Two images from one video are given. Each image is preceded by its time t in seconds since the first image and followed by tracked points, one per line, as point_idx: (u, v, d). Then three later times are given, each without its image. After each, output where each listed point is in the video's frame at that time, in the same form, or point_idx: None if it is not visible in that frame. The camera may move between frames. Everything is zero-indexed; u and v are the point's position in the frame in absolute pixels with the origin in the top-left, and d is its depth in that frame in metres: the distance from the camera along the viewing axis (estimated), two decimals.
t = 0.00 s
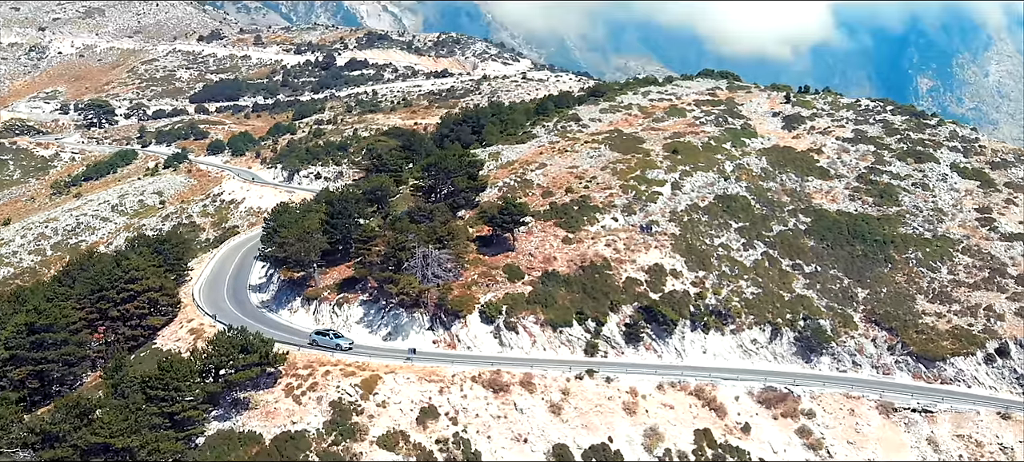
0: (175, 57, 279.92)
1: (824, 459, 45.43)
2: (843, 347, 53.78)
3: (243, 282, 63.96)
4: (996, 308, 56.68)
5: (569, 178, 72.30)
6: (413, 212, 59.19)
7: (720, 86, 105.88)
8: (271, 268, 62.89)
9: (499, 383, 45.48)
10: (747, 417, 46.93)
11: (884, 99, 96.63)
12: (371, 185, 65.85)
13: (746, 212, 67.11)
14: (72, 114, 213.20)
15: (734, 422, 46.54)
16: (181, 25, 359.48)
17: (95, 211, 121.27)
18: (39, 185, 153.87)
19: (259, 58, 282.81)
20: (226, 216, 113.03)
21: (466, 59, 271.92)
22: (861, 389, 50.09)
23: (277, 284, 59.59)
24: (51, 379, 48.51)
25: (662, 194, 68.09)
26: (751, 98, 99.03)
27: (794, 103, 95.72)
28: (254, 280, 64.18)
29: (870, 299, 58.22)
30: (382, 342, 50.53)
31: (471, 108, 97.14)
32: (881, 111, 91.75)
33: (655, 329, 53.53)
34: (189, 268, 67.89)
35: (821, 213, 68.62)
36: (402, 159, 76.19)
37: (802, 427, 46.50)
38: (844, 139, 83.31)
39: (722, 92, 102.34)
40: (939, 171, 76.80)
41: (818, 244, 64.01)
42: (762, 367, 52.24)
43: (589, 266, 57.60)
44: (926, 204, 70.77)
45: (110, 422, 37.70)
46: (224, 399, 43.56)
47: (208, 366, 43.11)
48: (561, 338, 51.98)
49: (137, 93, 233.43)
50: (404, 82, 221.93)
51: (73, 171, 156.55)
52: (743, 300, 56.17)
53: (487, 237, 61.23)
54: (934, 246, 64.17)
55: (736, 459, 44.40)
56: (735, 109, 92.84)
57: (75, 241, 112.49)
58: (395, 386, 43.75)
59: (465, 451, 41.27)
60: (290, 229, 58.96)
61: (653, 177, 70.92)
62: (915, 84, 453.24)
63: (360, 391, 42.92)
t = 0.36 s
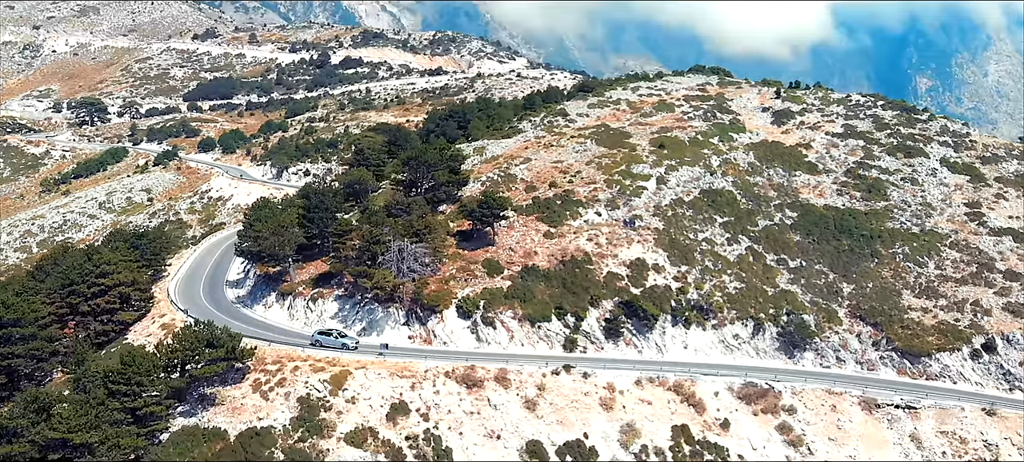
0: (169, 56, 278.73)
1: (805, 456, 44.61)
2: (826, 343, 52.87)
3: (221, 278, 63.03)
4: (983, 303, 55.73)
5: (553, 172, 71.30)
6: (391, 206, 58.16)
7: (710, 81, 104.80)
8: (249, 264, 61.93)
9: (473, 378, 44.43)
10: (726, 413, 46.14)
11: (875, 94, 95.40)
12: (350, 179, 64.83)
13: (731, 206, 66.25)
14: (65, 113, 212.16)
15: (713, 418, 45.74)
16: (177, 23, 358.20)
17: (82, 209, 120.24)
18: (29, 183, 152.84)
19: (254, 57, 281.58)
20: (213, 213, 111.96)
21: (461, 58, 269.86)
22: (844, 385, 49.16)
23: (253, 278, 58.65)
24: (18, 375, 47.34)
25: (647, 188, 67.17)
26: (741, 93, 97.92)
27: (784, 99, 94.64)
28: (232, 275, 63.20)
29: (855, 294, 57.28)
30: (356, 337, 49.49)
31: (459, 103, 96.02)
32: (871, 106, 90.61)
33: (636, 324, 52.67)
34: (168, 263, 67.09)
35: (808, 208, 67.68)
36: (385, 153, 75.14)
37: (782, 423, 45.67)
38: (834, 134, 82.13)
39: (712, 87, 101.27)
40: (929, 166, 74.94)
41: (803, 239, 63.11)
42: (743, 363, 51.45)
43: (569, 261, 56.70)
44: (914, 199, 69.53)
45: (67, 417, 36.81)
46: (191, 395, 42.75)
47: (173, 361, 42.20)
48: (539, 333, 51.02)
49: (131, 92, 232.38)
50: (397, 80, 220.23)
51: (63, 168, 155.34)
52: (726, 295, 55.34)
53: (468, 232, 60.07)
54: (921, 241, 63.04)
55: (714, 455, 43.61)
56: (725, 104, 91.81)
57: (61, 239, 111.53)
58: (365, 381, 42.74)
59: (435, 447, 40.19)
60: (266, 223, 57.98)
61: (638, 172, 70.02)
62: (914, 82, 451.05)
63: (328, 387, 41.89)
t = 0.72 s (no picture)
0: (164, 54, 277.38)
1: (784, 453, 43.76)
2: (810, 338, 51.88)
3: (198, 274, 61.92)
4: (969, 298, 54.72)
5: (537, 167, 70.18)
6: (367, 199, 57.06)
7: (701, 77, 103.60)
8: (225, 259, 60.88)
9: (445, 374, 43.23)
10: (705, 409, 45.27)
11: (866, 89, 94.14)
12: (329, 172, 63.82)
13: (716, 201, 65.34)
14: (58, 111, 210.87)
15: (690, 414, 44.90)
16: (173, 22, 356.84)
17: (69, 206, 119.05)
18: (18, 180, 151.63)
19: (249, 55, 280.34)
20: (200, 210, 110.81)
21: (456, 56, 267.97)
22: (827, 381, 48.15)
23: (228, 273, 57.65)
24: None
25: (631, 183, 66.21)
26: (731, 88, 96.70)
27: (774, 94, 93.46)
28: (209, 271, 62.11)
29: (840, 289, 56.26)
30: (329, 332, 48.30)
31: (446, 97, 94.78)
32: (862, 100, 89.36)
33: (615, 319, 51.75)
34: (146, 260, 66.14)
35: (795, 203, 66.70)
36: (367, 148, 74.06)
37: (762, 419, 44.83)
38: (823, 129, 80.86)
39: (702, 82, 100.15)
40: (918, 160, 73.50)
41: (788, 234, 62.17)
42: (725, 358, 50.54)
43: (549, 255, 55.67)
44: (902, 194, 68.15)
45: (23, 413, 35.88)
46: (157, 390, 41.76)
47: (137, 356, 41.14)
48: (516, 328, 50.00)
49: (125, 90, 231.19)
50: (391, 77, 218.49)
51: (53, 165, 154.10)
52: (707, 290, 54.48)
53: (447, 227, 58.93)
54: (908, 235, 61.86)
55: (691, 452, 42.80)
56: (714, 99, 90.67)
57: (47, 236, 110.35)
58: (333, 377, 41.54)
59: (404, 445, 39.06)
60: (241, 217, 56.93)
61: (622, 166, 69.07)
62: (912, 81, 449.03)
63: (296, 383, 40.83)
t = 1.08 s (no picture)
0: (158, 52, 275.66)
1: (762, 450, 42.92)
2: (792, 334, 50.99)
3: (173, 269, 60.91)
4: (955, 293, 53.70)
5: (520, 161, 68.99)
6: (343, 193, 55.94)
7: (690, 72, 102.43)
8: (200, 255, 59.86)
9: (416, 370, 41.99)
10: (682, 406, 44.42)
11: (857, 84, 92.92)
12: (305, 165, 62.77)
13: (700, 196, 64.42)
14: (50, 109, 209.17)
15: (667, 410, 44.05)
16: (169, 21, 355.21)
17: (55, 203, 117.55)
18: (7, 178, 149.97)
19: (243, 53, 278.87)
20: (186, 207, 109.42)
21: (451, 54, 266.39)
22: (809, 377, 47.17)
23: (203, 269, 56.74)
24: None
25: (614, 177, 65.23)
26: (721, 83, 95.44)
27: (764, 89, 92.25)
28: (185, 267, 61.15)
29: (824, 285, 55.25)
30: (300, 328, 47.33)
31: (432, 92, 93.52)
32: (852, 95, 88.09)
33: (594, 314, 50.86)
34: (124, 256, 65.32)
35: (780, 198, 65.70)
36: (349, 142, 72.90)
37: (740, 416, 43.99)
38: (812, 123, 79.65)
39: (692, 77, 98.94)
40: (907, 155, 72.03)
41: (773, 229, 61.22)
42: (704, 355, 49.75)
43: (528, 250, 54.57)
44: (890, 188, 66.84)
45: None
46: (120, 387, 40.85)
47: (98, 351, 40.05)
48: (492, 324, 48.92)
49: (118, 88, 229.56)
50: (383, 75, 216.84)
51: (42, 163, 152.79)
52: (688, 285, 53.59)
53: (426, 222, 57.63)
54: (894, 230, 60.64)
55: (667, 449, 42.04)
56: (703, 94, 89.46)
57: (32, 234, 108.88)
58: (300, 373, 40.55)
59: (370, 442, 38.02)
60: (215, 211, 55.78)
61: (607, 161, 68.08)
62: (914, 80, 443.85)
63: (261, 379, 39.89)
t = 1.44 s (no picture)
0: (152, 45, 273.43)
1: (738, 442, 42.10)
2: (773, 324, 50.13)
3: (149, 261, 59.56)
4: (940, 282, 52.66)
5: (502, 150, 67.80)
6: (317, 181, 54.71)
7: (681, 62, 101.15)
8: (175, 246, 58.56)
9: (385, 360, 40.81)
10: (658, 396, 43.55)
11: (848, 73, 91.67)
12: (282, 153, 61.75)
13: (684, 185, 63.43)
14: (41, 102, 207.34)
15: (642, 401, 43.20)
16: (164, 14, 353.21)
17: (41, 195, 116.25)
18: None
19: (237, 45, 276.72)
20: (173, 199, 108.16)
21: (446, 47, 264.25)
22: (789, 367, 46.17)
23: (176, 258, 55.81)
24: None
25: (597, 166, 64.21)
26: (711, 73, 94.17)
27: (754, 78, 91.00)
28: (160, 256, 60.04)
29: (807, 274, 54.29)
30: (271, 318, 46.45)
31: (418, 81, 92.16)
32: (843, 84, 86.87)
33: (572, 304, 49.90)
34: (102, 247, 64.19)
35: (766, 187, 64.65)
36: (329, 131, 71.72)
37: (716, 407, 43.20)
38: (800, 112, 78.40)
39: (682, 67, 97.63)
40: (896, 144, 70.89)
41: (757, 219, 60.22)
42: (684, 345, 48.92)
43: (505, 239, 53.49)
44: (877, 177, 65.77)
45: None
46: (82, 376, 40.08)
47: (59, 340, 39.28)
48: (467, 314, 47.76)
49: (110, 81, 227.69)
50: (376, 67, 214.98)
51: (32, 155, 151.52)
52: (669, 275, 52.65)
53: (405, 210, 56.38)
54: (880, 219, 59.62)
55: (641, 440, 41.27)
56: (692, 84, 88.24)
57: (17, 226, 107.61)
58: (265, 364, 39.53)
59: (335, 434, 37.09)
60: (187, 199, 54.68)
61: (590, 150, 66.98)
62: (914, 73, 441.68)
63: (224, 370, 38.97)
